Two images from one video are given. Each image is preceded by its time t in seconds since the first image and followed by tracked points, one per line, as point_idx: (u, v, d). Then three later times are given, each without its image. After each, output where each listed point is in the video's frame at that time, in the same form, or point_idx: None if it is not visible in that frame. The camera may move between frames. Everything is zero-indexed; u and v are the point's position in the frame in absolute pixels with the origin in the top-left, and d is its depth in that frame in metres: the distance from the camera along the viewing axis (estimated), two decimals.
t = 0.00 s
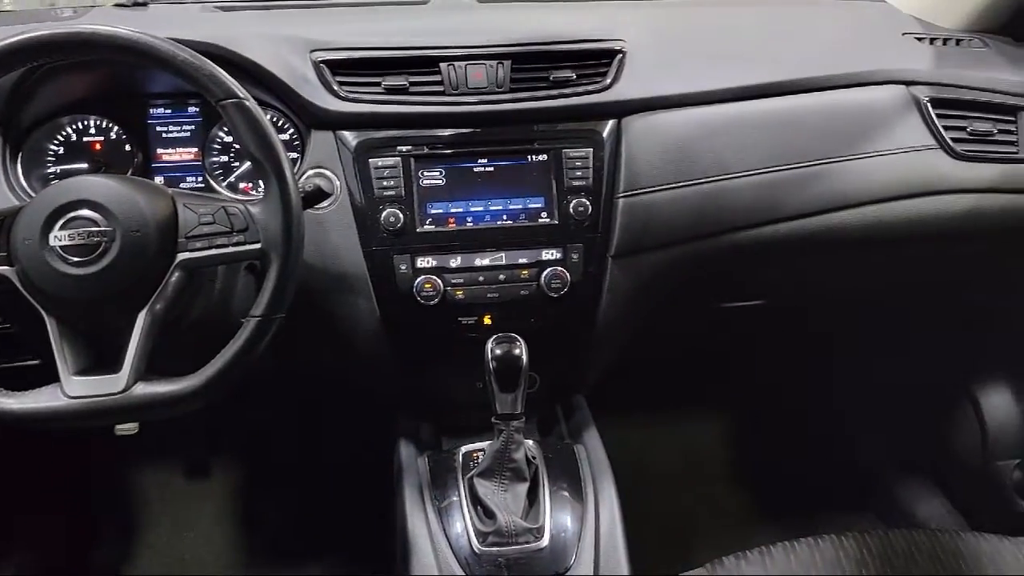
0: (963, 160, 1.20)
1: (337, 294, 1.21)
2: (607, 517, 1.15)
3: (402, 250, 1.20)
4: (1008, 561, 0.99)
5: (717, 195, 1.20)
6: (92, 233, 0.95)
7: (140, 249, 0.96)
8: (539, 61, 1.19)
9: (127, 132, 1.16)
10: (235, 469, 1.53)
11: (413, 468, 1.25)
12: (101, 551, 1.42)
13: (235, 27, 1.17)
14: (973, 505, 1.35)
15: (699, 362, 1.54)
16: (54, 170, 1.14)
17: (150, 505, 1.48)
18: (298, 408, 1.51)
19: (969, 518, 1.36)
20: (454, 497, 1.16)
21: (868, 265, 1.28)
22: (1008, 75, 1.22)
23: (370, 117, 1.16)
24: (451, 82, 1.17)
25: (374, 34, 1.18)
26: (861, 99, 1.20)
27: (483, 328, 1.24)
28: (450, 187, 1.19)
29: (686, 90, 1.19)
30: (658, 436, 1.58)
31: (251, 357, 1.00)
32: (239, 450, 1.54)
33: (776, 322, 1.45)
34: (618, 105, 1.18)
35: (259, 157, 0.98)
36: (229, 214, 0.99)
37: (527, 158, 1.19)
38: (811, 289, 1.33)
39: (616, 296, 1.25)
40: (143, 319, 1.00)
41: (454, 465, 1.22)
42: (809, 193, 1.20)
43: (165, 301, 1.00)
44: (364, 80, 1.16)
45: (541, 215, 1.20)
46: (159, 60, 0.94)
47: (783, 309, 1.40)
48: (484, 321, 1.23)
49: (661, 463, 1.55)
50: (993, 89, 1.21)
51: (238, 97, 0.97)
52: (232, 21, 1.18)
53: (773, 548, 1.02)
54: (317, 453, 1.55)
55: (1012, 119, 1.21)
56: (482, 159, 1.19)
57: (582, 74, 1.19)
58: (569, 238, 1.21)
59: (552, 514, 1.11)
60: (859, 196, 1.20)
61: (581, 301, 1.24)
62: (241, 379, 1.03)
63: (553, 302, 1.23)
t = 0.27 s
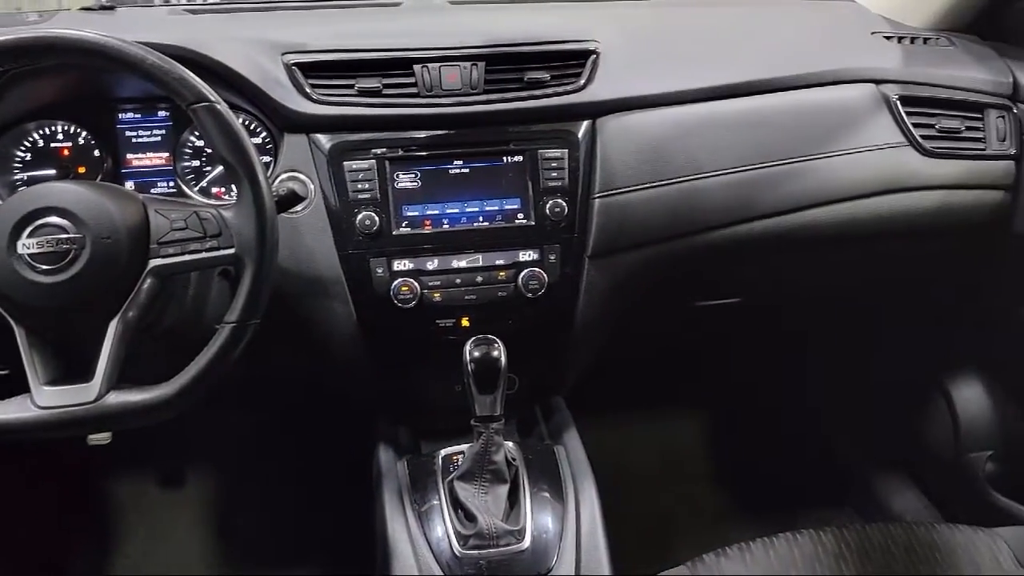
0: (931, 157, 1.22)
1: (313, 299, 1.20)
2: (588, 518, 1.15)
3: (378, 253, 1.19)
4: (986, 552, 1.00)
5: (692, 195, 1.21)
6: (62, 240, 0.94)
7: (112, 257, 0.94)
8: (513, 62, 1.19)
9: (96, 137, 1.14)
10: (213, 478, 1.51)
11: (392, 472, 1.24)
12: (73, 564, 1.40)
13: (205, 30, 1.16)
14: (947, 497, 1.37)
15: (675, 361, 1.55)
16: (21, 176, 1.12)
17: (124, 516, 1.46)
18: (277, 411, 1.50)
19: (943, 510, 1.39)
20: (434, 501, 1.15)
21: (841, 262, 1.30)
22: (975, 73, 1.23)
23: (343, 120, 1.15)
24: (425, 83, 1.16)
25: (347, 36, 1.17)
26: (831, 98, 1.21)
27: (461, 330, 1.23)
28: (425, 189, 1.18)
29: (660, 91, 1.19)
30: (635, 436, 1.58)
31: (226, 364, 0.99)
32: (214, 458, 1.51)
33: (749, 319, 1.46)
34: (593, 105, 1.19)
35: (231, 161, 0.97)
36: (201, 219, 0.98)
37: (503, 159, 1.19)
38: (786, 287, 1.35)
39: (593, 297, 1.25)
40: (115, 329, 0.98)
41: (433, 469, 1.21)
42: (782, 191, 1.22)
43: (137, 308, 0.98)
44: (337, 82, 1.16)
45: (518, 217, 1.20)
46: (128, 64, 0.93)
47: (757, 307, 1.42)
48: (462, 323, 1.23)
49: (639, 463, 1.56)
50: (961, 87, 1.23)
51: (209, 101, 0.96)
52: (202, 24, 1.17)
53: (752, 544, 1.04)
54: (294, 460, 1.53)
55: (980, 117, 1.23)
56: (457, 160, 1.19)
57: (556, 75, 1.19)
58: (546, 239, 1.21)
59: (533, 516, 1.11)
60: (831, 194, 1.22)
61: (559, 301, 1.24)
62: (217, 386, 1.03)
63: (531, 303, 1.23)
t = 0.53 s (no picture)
0: (900, 155, 1.23)
1: (286, 304, 1.19)
2: (567, 519, 1.14)
3: (351, 257, 1.18)
4: (959, 544, 1.01)
5: (665, 195, 1.21)
6: (26, 249, 0.92)
7: (79, 267, 0.93)
8: (485, 64, 1.19)
9: (61, 143, 1.12)
10: (187, 487, 1.48)
11: (369, 478, 1.23)
12: None
13: (173, 34, 1.14)
14: (922, 491, 1.40)
15: (651, 362, 1.54)
16: None
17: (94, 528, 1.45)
18: (244, 422, 1.45)
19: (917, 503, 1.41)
20: (412, 506, 1.14)
21: (814, 260, 1.31)
22: (942, 71, 1.25)
23: (315, 123, 1.14)
24: (397, 86, 1.16)
25: (318, 39, 1.16)
26: (801, 97, 1.23)
27: (437, 333, 1.22)
28: (399, 192, 1.18)
29: (632, 91, 1.20)
30: (612, 436, 1.58)
31: (199, 372, 0.98)
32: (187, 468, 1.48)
33: (723, 318, 1.47)
34: (566, 107, 1.19)
35: (201, 166, 0.96)
36: (171, 225, 0.96)
37: (477, 161, 1.19)
38: (760, 286, 1.36)
39: (569, 297, 1.25)
40: (83, 335, 0.96)
41: (411, 474, 1.21)
42: (755, 190, 1.22)
43: (106, 317, 0.96)
44: (308, 85, 1.15)
45: (492, 219, 1.20)
46: (93, 68, 0.92)
47: (730, 306, 1.42)
48: (438, 326, 1.22)
49: (615, 464, 1.56)
50: (928, 86, 1.24)
51: (177, 105, 0.94)
52: (169, 27, 1.15)
53: (731, 541, 1.03)
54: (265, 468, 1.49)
55: (947, 115, 1.25)
56: (430, 163, 1.18)
57: (529, 77, 1.19)
58: (521, 240, 1.21)
59: (512, 519, 1.11)
60: (802, 193, 1.23)
61: (535, 303, 1.24)
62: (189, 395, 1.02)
63: (507, 305, 1.23)
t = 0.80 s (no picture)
0: (870, 153, 1.25)
1: (259, 308, 1.18)
2: (546, 520, 1.14)
3: (325, 260, 1.17)
4: (933, 537, 1.00)
5: (639, 194, 1.22)
6: None
7: (45, 276, 0.92)
8: (457, 65, 1.18)
9: (26, 149, 1.10)
10: (160, 496, 1.47)
11: (346, 483, 1.22)
12: None
13: (139, 37, 1.13)
14: (896, 484, 1.42)
15: (627, 362, 1.54)
16: None
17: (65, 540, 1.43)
18: (228, 438, 1.42)
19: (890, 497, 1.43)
20: (390, 510, 1.13)
21: (787, 257, 1.32)
22: (909, 70, 1.26)
23: (286, 125, 1.13)
24: (369, 88, 1.15)
25: (288, 41, 1.15)
26: (772, 97, 1.24)
27: (413, 336, 1.22)
28: (373, 195, 1.17)
29: (605, 92, 1.20)
30: (589, 437, 1.58)
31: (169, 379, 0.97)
32: (163, 476, 1.46)
33: (697, 318, 1.48)
34: (539, 107, 1.19)
35: (169, 170, 0.94)
36: (140, 230, 0.95)
37: (450, 163, 1.18)
38: (734, 284, 1.36)
39: (545, 299, 1.25)
40: (49, 346, 0.95)
41: (388, 478, 1.20)
42: (728, 189, 1.23)
43: (75, 325, 0.95)
44: (279, 88, 1.14)
45: (467, 220, 1.19)
46: (57, 71, 0.90)
47: (704, 305, 1.43)
48: (413, 329, 1.21)
49: (592, 464, 1.56)
50: (896, 84, 1.26)
51: (145, 109, 0.93)
52: (136, 30, 1.14)
53: (709, 538, 1.02)
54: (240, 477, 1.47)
55: (914, 113, 1.27)
56: (404, 165, 1.18)
57: (501, 78, 1.19)
58: (496, 242, 1.20)
59: (491, 521, 1.10)
60: (774, 191, 1.24)
61: (511, 305, 1.24)
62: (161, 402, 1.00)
63: (482, 306, 1.23)
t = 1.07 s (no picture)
0: (843, 151, 1.26)
1: (233, 313, 1.17)
2: (525, 522, 1.13)
3: (300, 264, 1.16)
4: (906, 531, 1.01)
5: (615, 195, 1.22)
6: None
7: (12, 280, 0.91)
8: (431, 67, 1.18)
9: None
10: (137, 502, 1.44)
11: (323, 489, 1.21)
12: None
13: (108, 40, 1.11)
14: (870, 479, 1.43)
15: (604, 360, 1.54)
16: None
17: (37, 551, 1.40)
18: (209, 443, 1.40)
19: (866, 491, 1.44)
20: (369, 515, 1.12)
21: (761, 255, 1.33)
22: (878, 69, 1.28)
23: (259, 128, 1.12)
24: (342, 89, 1.14)
25: (259, 43, 1.14)
26: (745, 97, 1.24)
27: (389, 340, 1.21)
28: (347, 198, 1.16)
29: (579, 92, 1.20)
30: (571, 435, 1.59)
31: (136, 391, 0.95)
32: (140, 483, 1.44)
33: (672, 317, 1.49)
34: (513, 108, 1.19)
35: (139, 174, 0.93)
36: (110, 236, 0.93)
37: (425, 165, 1.18)
38: (710, 283, 1.37)
39: (522, 300, 1.25)
40: (20, 351, 0.94)
41: (366, 483, 1.19)
42: (703, 189, 1.24)
43: (44, 332, 0.94)
44: (250, 90, 1.12)
45: (443, 222, 1.19)
46: (24, 75, 0.88)
47: (680, 304, 1.44)
48: (390, 332, 1.21)
49: (570, 465, 1.56)
50: (866, 83, 1.27)
51: (114, 112, 0.91)
52: (105, 33, 1.13)
53: (687, 537, 1.02)
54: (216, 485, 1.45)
55: (885, 111, 1.28)
56: (378, 167, 1.17)
57: (476, 79, 1.19)
58: (472, 243, 1.20)
59: (470, 523, 1.10)
60: (748, 190, 1.25)
61: (487, 306, 1.23)
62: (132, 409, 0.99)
63: (459, 309, 1.22)
